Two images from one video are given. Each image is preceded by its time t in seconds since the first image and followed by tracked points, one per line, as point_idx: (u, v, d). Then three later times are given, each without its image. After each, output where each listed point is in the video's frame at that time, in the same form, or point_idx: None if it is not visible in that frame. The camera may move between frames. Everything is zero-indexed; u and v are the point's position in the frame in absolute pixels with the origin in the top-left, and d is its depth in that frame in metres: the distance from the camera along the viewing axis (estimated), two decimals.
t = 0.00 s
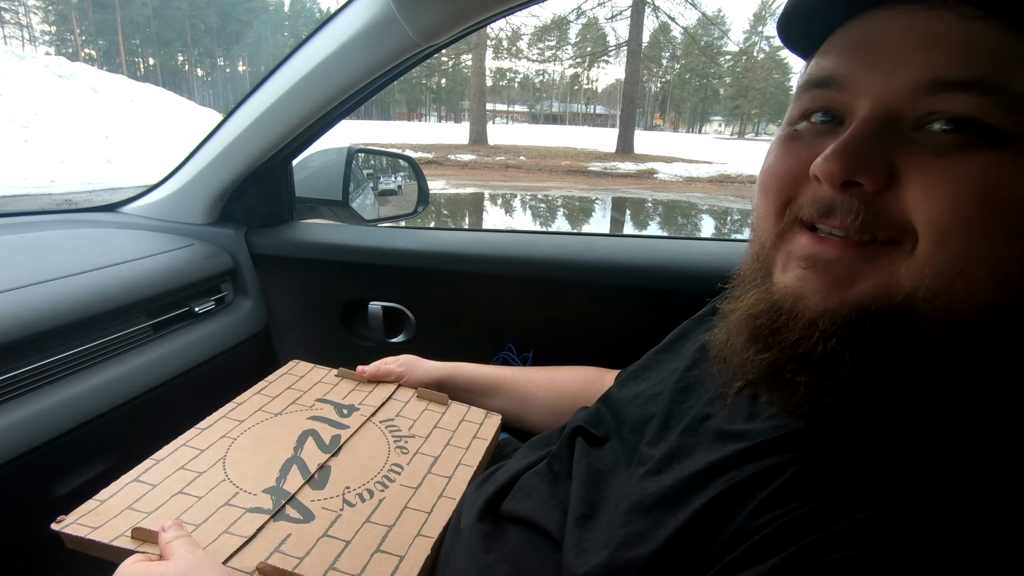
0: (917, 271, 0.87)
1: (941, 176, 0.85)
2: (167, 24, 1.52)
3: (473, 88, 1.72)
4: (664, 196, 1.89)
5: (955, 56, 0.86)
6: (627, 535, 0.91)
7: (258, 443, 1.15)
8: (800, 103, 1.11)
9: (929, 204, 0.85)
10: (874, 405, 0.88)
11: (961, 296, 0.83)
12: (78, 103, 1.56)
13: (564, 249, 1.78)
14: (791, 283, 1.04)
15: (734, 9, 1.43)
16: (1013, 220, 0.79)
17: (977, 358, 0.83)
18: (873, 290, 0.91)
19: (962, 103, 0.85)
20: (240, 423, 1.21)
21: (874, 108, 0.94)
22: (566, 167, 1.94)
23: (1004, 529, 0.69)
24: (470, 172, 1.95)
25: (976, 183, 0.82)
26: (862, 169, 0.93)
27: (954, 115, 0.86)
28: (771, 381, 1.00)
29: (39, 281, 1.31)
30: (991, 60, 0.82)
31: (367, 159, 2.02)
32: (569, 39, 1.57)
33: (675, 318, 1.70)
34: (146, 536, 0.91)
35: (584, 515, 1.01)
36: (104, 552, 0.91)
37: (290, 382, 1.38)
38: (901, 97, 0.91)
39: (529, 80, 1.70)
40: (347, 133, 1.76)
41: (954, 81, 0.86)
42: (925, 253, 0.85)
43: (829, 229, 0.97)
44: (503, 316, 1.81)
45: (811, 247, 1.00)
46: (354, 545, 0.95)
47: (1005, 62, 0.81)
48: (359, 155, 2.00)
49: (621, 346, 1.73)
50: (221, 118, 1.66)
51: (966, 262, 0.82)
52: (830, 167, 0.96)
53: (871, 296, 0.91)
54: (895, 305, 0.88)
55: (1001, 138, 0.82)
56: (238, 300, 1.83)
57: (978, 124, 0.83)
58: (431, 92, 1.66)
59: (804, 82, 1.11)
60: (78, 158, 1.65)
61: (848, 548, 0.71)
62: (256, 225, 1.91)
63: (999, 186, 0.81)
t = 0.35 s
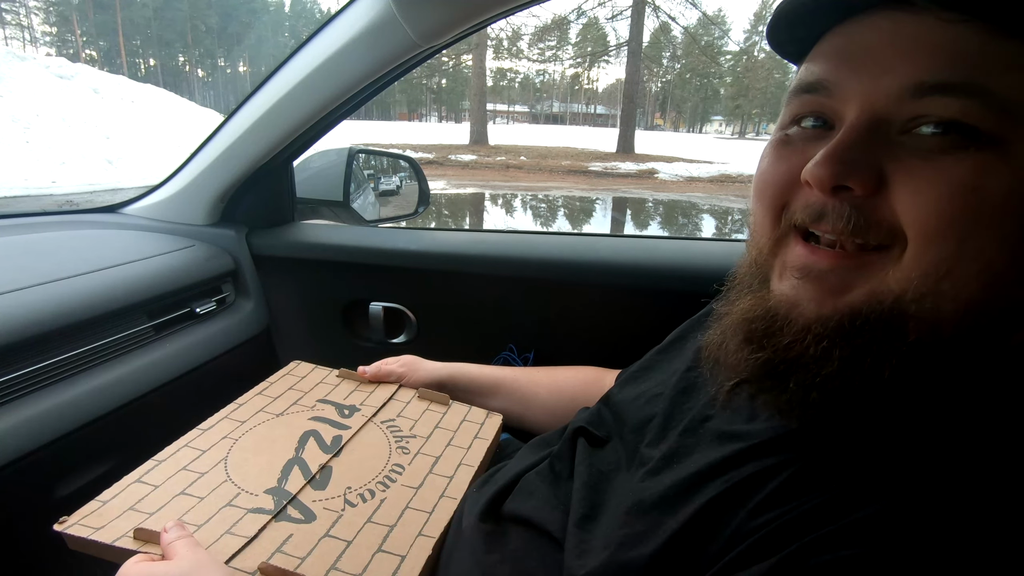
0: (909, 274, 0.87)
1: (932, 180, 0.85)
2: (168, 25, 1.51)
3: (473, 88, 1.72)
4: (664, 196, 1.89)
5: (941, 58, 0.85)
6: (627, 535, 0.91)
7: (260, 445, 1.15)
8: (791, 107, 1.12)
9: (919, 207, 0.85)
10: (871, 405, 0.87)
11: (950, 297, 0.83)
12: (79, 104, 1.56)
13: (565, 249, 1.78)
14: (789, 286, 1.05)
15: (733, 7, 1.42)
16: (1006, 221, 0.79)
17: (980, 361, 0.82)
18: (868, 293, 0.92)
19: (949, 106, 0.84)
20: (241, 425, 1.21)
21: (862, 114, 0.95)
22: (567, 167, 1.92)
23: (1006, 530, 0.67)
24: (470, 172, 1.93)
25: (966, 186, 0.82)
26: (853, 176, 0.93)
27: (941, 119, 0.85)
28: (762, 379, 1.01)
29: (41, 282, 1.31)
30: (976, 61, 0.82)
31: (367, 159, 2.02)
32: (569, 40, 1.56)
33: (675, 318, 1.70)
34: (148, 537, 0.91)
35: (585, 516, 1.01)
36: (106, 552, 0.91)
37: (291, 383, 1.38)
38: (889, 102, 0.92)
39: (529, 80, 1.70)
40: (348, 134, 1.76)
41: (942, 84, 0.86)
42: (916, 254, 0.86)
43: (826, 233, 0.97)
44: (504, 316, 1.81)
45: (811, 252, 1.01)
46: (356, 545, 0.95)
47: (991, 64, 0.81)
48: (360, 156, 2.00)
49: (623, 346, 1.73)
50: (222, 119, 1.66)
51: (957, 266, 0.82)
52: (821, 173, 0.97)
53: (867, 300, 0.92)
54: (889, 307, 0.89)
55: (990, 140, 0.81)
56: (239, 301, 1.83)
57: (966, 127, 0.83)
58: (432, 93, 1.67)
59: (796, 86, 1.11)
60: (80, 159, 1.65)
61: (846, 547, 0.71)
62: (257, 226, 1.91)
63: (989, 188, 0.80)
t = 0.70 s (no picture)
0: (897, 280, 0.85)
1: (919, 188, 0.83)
2: (168, 26, 1.52)
3: (474, 87, 1.72)
4: (665, 194, 1.89)
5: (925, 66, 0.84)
6: (622, 533, 0.91)
7: (259, 445, 1.15)
8: (778, 112, 1.10)
9: (907, 214, 0.83)
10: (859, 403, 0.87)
11: (937, 299, 0.81)
12: (81, 105, 1.56)
13: (565, 248, 1.78)
14: (779, 289, 1.03)
15: (733, 5, 1.40)
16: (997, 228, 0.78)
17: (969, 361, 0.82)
18: (855, 295, 0.90)
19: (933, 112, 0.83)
20: (240, 425, 1.20)
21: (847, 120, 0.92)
22: (567, 166, 1.94)
23: (983, 537, 0.70)
24: (472, 172, 1.94)
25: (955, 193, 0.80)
26: (840, 182, 0.91)
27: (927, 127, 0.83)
28: (757, 379, 1.01)
29: (42, 283, 1.31)
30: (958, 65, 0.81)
31: (367, 160, 2.02)
32: (570, 39, 1.56)
33: (675, 317, 1.69)
34: (147, 536, 0.91)
35: (581, 515, 1.00)
36: (105, 553, 0.91)
37: (290, 384, 1.38)
38: (874, 107, 0.89)
39: (530, 79, 1.70)
40: (348, 134, 1.76)
41: (926, 89, 0.84)
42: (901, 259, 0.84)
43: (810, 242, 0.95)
44: (504, 316, 1.80)
45: (797, 257, 0.98)
46: (353, 545, 0.94)
47: (972, 68, 0.80)
48: (359, 157, 2.00)
49: (623, 345, 1.73)
50: (222, 119, 1.66)
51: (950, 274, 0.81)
52: (807, 179, 0.95)
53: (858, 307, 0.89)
54: (877, 308, 0.87)
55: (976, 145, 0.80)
56: (239, 301, 1.83)
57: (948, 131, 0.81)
58: (432, 92, 1.67)
59: (782, 92, 1.10)
60: (81, 160, 1.65)
61: (834, 545, 0.72)
62: (256, 227, 1.91)
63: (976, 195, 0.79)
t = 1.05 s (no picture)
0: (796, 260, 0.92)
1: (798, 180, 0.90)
2: (169, 27, 1.52)
3: (475, 86, 1.72)
4: (666, 193, 1.89)
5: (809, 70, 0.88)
6: (627, 532, 0.91)
7: (262, 444, 1.15)
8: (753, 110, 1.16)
9: (796, 201, 0.91)
10: (856, 398, 0.86)
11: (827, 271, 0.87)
12: (82, 105, 1.56)
13: (567, 247, 1.78)
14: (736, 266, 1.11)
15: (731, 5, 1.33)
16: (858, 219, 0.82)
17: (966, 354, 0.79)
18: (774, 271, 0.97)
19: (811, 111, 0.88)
20: (244, 424, 1.21)
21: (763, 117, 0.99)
22: (569, 165, 1.92)
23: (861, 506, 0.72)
24: (473, 171, 1.94)
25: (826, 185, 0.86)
26: (754, 171, 1.00)
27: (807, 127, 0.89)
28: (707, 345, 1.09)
29: (45, 283, 1.32)
30: (833, 69, 0.85)
31: (369, 159, 2.02)
32: (571, 38, 1.55)
33: (678, 315, 1.70)
34: (151, 536, 0.91)
35: (587, 515, 1.01)
36: (109, 552, 0.92)
37: (294, 383, 1.39)
38: (778, 106, 0.95)
39: (531, 79, 1.69)
40: (350, 133, 1.76)
41: (808, 90, 0.89)
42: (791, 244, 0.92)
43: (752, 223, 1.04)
44: (507, 314, 1.81)
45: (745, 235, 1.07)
46: (357, 543, 0.95)
47: (848, 72, 0.83)
48: (361, 156, 2.01)
49: (626, 344, 1.73)
50: (223, 119, 1.66)
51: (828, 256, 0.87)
52: (736, 169, 1.04)
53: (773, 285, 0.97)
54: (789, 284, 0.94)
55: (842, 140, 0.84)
56: (242, 300, 1.84)
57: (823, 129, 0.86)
58: (433, 92, 1.66)
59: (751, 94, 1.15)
60: (83, 160, 1.65)
61: (845, 545, 0.71)
62: (259, 225, 1.91)
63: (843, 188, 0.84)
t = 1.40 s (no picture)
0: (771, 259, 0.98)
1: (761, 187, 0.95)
2: (171, 26, 1.52)
3: (476, 86, 1.75)
4: (667, 193, 1.89)
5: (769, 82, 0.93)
6: (634, 530, 0.92)
7: (266, 442, 1.16)
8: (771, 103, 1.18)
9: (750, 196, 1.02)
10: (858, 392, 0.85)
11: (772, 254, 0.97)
12: (84, 104, 1.57)
13: (568, 246, 1.78)
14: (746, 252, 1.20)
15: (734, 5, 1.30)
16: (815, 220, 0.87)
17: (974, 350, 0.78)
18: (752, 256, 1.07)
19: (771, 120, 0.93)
20: (247, 421, 1.22)
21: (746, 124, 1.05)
22: (570, 164, 1.94)
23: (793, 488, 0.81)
24: (475, 170, 1.97)
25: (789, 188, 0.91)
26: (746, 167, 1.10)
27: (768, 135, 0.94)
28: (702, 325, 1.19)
29: (49, 280, 1.33)
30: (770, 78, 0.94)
31: (371, 157, 2.01)
32: (573, 37, 1.56)
33: (679, 314, 1.71)
34: (155, 533, 0.92)
35: (593, 512, 1.02)
36: (114, 549, 0.92)
37: (297, 381, 1.39)
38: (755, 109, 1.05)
39: (532, 78, 1.69)
40: (351, 132, 1.76)
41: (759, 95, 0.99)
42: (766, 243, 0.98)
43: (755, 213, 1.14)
44: (509, 313, 1.81)
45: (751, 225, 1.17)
46: (361, 541, 0.96)
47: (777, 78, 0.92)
48: (363, 154, 1.99)
49: (628, 343, 1.74)
50: (225, 117, 1.67)
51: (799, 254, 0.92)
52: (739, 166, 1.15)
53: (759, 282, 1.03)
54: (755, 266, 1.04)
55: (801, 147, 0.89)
56: (245, 298, 1.84)
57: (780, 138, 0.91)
58: (434, 91, 1.66)
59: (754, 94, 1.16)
60: (85, 159, 1.66)
61: (854, 541, 0.69)
62: (262, 224, 1.92)
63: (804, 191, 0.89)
